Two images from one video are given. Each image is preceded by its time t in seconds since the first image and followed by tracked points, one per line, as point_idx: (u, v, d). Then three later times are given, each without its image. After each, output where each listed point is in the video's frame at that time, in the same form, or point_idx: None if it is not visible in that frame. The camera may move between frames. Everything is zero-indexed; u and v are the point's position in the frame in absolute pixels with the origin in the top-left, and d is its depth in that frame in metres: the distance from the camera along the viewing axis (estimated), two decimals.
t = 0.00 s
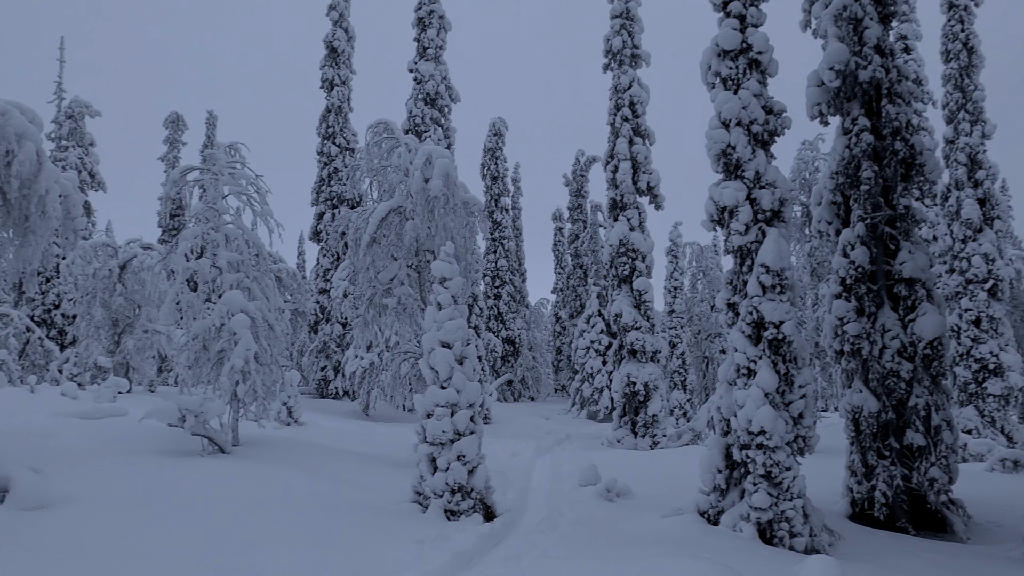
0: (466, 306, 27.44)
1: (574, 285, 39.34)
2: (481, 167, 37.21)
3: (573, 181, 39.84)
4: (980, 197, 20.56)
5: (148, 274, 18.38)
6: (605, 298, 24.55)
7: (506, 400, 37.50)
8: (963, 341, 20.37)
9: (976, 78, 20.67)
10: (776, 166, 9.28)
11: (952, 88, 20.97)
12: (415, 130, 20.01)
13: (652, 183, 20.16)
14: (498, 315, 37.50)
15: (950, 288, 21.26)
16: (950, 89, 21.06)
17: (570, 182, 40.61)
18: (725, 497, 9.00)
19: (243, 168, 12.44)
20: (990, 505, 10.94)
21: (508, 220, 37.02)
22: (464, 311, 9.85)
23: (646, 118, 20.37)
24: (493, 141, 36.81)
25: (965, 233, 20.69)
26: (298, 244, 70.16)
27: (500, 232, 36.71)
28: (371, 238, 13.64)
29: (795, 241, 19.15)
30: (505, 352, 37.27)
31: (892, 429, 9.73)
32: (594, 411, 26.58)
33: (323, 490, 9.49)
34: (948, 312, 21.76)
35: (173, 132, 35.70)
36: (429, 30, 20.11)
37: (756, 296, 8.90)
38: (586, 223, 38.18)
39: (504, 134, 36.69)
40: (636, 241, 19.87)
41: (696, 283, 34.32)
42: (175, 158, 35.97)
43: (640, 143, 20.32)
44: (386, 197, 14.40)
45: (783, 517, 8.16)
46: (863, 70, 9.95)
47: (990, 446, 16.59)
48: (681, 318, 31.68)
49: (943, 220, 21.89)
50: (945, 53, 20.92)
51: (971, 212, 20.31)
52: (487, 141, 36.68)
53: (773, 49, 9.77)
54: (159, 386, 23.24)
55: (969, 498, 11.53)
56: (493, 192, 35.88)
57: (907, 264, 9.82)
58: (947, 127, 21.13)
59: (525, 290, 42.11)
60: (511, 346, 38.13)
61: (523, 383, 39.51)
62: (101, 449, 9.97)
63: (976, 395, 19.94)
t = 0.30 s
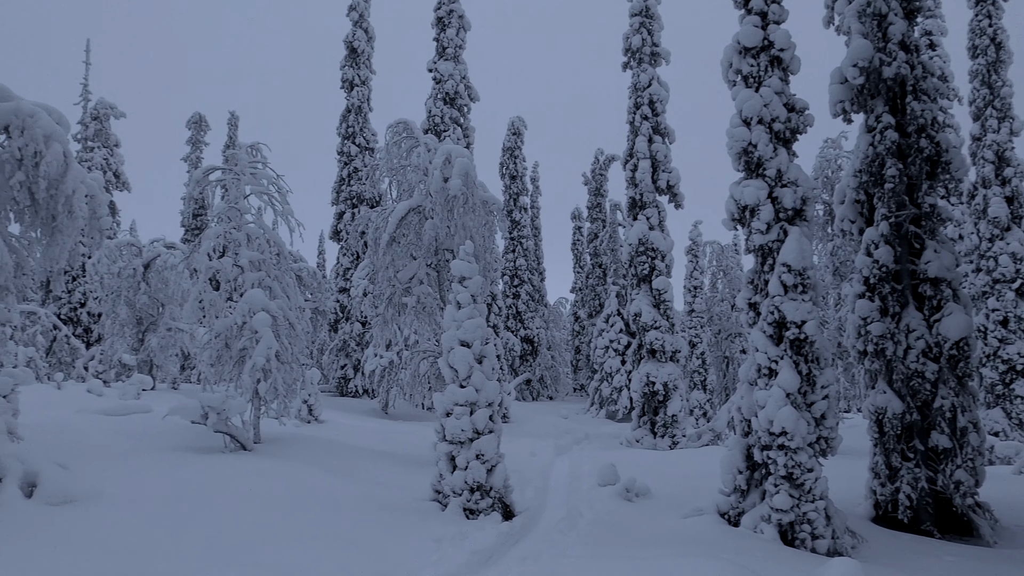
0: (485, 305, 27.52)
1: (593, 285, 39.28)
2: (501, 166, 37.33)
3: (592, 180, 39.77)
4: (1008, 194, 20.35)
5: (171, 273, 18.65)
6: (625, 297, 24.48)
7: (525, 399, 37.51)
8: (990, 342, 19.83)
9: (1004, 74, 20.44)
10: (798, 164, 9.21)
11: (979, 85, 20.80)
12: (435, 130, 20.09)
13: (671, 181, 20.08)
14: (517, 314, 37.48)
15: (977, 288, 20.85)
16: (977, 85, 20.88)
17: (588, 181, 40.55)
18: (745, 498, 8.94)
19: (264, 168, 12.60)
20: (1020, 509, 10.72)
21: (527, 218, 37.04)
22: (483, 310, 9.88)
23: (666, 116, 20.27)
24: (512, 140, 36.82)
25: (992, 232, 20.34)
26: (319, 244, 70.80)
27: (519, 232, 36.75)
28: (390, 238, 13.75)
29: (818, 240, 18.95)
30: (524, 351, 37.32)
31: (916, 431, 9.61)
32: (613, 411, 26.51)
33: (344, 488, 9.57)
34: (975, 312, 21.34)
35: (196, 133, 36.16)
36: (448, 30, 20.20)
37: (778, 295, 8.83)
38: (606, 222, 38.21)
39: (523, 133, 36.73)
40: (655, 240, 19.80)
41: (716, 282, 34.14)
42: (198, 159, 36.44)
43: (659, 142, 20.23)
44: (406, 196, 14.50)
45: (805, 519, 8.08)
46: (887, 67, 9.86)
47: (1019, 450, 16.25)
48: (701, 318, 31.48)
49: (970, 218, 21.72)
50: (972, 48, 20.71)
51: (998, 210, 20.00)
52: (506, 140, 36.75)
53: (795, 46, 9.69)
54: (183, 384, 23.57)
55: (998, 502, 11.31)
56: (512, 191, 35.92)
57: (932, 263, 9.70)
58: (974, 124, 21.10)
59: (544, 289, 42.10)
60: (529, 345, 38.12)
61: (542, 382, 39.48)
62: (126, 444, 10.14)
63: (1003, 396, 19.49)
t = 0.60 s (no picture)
0: (503, 303, 27.58)
1: (611, 282, 39.22)
2: (518, 163, 37.38)
3: (609, 177, 39.68)
4: None
5: (193, 272, 18.89)
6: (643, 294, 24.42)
7: (543, 397, 37.55)
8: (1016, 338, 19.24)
9: None
10: (819, 159, 9.13)
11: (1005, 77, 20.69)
12: (451, 128, 20.15)
13: (690, 178, 19.98)
14: (535, 312, 37.44)
15: (1003, 283, 20.44)
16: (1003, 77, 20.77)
17: (605, 179, 40.46)
18: (766, 497, 8.90)
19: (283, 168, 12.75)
20: None
21: (544, 216, 37.02)
22: (501, 308, 9.90)
23: (684, 112, 20.16)
24: (528, 137, 36.80)
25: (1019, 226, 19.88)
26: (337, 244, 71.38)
27: (536, 229, 36.77)
28: (408, 236, 13.87)
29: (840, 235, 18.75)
30: (542, 349, 37.33)
31: (940, 429, 9.52)
32: (632, 409, 26.45)
33: (365, 485, 9.66)
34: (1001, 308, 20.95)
35: (216, 134, 36.56)
36: (465, 29, 20.25)
37: (799, 292, 8.77)
38: (623, 219, 38.14)
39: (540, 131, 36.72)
40: (673, 237, 19.73)
41: (735, 279, 33.91)
42: (218, 160, 36.85)
43: (677, 138, 20.14)
44: (423, 195, 14.59)
45: (827, 518, 8.02)
46: (909, 60, 9.77)
47: None
48: (721, 315, 31.29)
49: (996, 212, 21.28)
50: (998, 40, 20.60)
51: None
52: (523, 138, 36.72)
53: (816, 40, 9.61)
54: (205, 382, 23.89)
55: None
56: (529, 189, 35.93)
57: (956, 259, 9.59)
58: (1000, 116, 20.80)
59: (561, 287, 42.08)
60: (547, 343, 38.10)
61: (560, 380, 39.45)
62: (149, 442, 10.29)
63: None
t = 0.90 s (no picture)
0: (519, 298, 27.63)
1: (627, 277, 39.16)
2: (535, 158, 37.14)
3: (626, 171, 39.54)
4: None
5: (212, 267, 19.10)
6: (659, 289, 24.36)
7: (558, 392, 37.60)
8: None
9: None
10: (840, 151, 9.05)
11: None
12: (467, 123, 20.15)
13: (707, 171, 19.87)
14: (552, 307, 37.38)
15: None
16: None
17: (621, 173, 40.33)
18: (785, 492, 8.86)
19: (300, 164, 12.88)
20: None
21: (560, 210, 36.96)
22: (518, 302, 9.92)
23: (702, 105, 20.02)
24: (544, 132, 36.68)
25: None
26: (354, 239, 71.72)
27: (553, 224, 36.77)
28: (425, 231, 13.97)
29: (860, 229, 18.56)
30: (558, 344, 37.30)
31: (963, 425, 9.43)
32: (648, 404, 26.40)
33: (380, 479, 9.70)
34: None
35: (234, 130, 36.83)
36: (482, 23, 20.24)
37: (819, 286, 8.71)
38: (640, 214, 38.01)
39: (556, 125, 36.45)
40: (691, 231, 19.63)
41: (754, 274, 33.68)
42: (236, 155, 37.14)
43: (695, 131, 20.02)
44: (440, 189, 14.65)
45: (847, 514, 7.96)
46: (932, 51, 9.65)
47: None
48: (739, 310, 31.12)
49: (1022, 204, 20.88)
50: None
51: None
52: (540, 132, 36.29)
53: (836, 31, 9.52)
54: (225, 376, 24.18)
55: None
56: (546, 183, 35.88)
57: (980, 253, 9.48)
58: None
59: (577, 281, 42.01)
60: (563, 337, 38.08)
61: (576, 374, 39.46)
62: (171, 435, 10.43)
63: None
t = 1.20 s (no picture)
0: (537, 295, 27.66)
1: (645, 274, 39.08)
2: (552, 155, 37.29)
3: (643, 167, 39.37)
4: None
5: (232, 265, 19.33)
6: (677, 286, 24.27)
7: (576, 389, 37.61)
8: None
9: None
10: (862, 146, 8.96)
11: None
12: (484, 120, 20.16)
13: (726, 167, 19.75)
14: (568, 304, 37.35)
15: None
16: None
17: (638, 170, 40.16)
18: (806, 490, 8.81)
19: (319, 162, 13.02)
20: None
21: (577, 207, 36.89)
22: (535, 299, 9.92)
23: (721, 101, 19.90)
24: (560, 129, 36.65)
25: None
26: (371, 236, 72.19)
27: (569, 221, 36.76)
28: (442, 229, 14.04)
29: (881, 225, 18.36)
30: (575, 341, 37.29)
31: (988, 424, 9.31)
32: (666, 401, 26.33)
33: (399, 476, 9.74)
34: None
35: (253, 129, 37.18)
36: (499, 20, 20.26)
37: (840, 282, 8.63)
38: (657, 210, 37.84)
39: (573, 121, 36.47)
40: (710, 228, 19.53)
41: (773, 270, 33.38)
42: (256, 154, 37.50)
43: (714, 127, 19.90)
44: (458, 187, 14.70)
45: (869, 513, 7.89)
46: (956, 44, 9.53)
47: None
48: (758, 307, 30.89)
49: None
50: None
51: None
52: (557, 129, 36.36)
53: (857, 25, 9.43)
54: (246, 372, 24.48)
55: None
56: (563, 180, 35.86)
57: (1006, 248, 9.35)
58: None
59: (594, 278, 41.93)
60: (580, 335, 38.05)
61: (594, 371, 39.42)
62: (193, 431, 10.56)
63: None
